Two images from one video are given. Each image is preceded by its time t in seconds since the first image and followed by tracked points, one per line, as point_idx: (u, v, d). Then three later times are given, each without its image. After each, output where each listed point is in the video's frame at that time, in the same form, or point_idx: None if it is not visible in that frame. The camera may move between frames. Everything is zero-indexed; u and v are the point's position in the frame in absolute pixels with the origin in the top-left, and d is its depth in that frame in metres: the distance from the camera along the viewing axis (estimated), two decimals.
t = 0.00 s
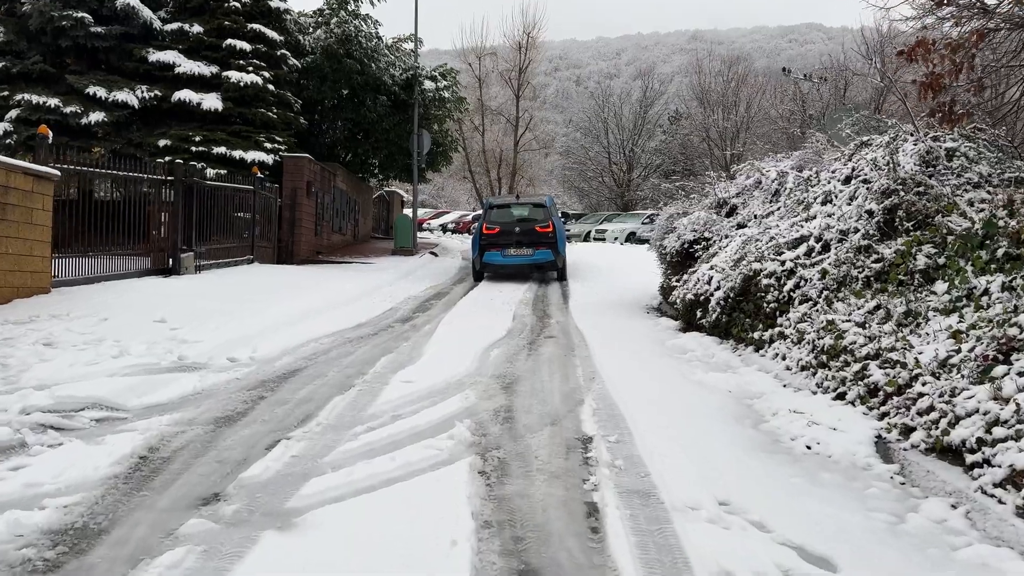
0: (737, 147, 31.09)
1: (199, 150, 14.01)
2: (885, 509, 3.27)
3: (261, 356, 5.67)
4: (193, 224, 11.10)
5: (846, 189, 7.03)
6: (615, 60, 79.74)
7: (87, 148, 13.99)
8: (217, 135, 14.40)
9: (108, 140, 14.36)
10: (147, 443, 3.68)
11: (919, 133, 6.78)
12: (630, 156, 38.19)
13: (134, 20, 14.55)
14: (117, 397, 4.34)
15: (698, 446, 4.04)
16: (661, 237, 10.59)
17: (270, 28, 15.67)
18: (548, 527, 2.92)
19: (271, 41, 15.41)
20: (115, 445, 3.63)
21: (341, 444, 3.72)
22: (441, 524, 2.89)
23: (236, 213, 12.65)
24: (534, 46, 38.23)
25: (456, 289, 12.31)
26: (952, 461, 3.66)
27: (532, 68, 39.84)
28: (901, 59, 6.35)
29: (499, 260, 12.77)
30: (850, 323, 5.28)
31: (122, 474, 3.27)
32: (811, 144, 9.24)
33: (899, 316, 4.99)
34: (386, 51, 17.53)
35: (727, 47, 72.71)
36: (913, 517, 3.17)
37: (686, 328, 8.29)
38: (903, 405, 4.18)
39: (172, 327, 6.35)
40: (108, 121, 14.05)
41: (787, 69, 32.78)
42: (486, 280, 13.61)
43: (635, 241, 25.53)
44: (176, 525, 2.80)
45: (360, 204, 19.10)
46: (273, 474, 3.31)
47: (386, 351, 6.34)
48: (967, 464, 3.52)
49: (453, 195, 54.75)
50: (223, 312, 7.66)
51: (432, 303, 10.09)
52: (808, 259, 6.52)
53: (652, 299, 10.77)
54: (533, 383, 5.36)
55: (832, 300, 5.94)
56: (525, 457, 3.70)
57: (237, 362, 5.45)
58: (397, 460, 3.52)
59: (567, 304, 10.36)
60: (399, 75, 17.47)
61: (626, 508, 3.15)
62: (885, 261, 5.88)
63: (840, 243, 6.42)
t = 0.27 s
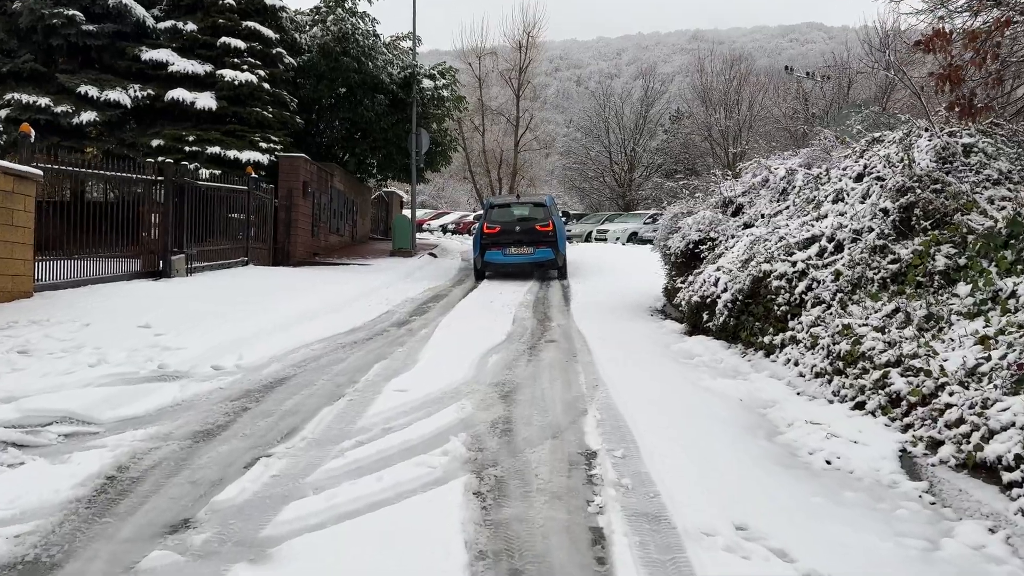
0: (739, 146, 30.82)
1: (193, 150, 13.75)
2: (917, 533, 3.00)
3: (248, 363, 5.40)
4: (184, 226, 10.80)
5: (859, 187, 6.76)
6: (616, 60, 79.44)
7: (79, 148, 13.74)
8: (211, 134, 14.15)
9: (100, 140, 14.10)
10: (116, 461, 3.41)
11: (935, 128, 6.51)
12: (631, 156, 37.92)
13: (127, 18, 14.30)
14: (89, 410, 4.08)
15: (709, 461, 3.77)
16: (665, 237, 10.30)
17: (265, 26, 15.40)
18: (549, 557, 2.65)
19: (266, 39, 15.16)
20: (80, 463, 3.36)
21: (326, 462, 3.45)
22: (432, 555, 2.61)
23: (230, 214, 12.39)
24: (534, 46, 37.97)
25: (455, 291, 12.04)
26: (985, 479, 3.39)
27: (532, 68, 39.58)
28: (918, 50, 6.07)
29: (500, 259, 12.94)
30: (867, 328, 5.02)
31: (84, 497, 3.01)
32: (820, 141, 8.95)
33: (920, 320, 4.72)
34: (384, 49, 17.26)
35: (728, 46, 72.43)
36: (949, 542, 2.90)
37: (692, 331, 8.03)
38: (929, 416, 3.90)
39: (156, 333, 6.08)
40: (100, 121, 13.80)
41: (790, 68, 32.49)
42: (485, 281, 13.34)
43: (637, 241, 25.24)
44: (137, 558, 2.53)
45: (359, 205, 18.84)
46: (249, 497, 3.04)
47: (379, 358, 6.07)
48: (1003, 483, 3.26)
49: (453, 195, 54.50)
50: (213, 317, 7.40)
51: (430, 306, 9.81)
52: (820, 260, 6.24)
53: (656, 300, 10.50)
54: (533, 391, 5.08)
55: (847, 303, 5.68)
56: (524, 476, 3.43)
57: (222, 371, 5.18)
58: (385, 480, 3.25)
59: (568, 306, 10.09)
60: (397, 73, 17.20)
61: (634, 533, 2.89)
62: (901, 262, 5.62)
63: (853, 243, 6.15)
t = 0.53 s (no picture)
0: (742, 146, 30.54)
1: (185, 150, 13.48)
2: (954, 568, 2.71)
3: (231, 374, 5.13)
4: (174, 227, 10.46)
5: (871, 187, 6.47)
6: (616, 60, 79.15)
7: (70, 148, 13.47)
8: (205, 134, 13.87)
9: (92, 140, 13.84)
10: (76, 487, 3.13)
11: (953, 125, 6.23)
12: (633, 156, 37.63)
13: (119, 16, 14.03)
14: (55, 428, 3.81)
15: (720, 482, 3.52)
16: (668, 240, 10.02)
17: (260, 24, 15.12)
18: None
19: (261, 37, 14.89)
20: (37, 489, 3.09)
21: (305, 488, 3.17)
22: None
23: (223, 216, 12.14)
24: (535, 45, 37.71)
25: (453, 294, 11.75)
26: None
27: (533, 67, 39.31)
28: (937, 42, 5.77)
29: (500, 259, 13.03)
30: (885, 336, 4.73)
31: (36, 530, 2.73)
32: (828, 139, 8.72)
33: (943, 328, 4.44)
34: (382, 48, 16.97)
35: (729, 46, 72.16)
36: None
37: (697, 336, 7.74)
38: (958, 433, 3.62)
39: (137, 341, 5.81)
40: (91, 120, 13.53)
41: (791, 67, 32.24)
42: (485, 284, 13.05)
43: (638, 242, 24.96)
44: None
45: (356, 206, 18.56)
46: (218, 529, 2.76)
47: (371, 366, 5.78)
48: None
49: (453, 196, 54.22)
50: (199, 323, 7.13)
51: (427, 310, 9.52)
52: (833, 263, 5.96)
53: (659, 304, 10.22)
54: (532, 403, 4.80)
55: (862, 309, 5.39)
56: (521, 502, 3.14)
57: (202, 383, 4.90)
58: (369, 508, 2.97)
59: (569, 310, 9.80)
60: (395, 72, 16.90)
61: (642, 570, 2.60)
62: (920, 266, 5.33)
63: (868, 246, 5.87)
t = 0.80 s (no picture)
0: (743, 147, 30.27)
1: (177, 150, 13.20)
2: None
3: (210, 385, 4.84)
4: (163, 227, 10.13)
5: (884, 187, 6.19)
6: (616, 61, 78.90)
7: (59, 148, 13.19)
8: (197, 133, 13.59)
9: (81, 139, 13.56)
10: (27, 514, 2.85)
11: (969, 121, 5.95)
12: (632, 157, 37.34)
13: (109, 13, 13.75)
14: (14, 445, 3.53)
15: (730, 498, 3.31)
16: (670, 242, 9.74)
17: (254, 22, 14.83)
18: None
19: (254, 35, 14.60)
20: None
21: (278, 515, 2.88)
22: None
23: (214, 217, 11.86)
24: (534, 46, 37.42)
25: (450, 297, 11.47)
26: None
27: (532, 68, 39.02)
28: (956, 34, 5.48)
29: (500, 258, 13.42)
30: (904, 344, 4.45)
31: None
32: (835, 138, 8.46)
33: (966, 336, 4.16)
34: (378, 46, 16.67)
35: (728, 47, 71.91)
36: None
37: (701, 342, 7.46)
38: (990, 451, 3.34)
39: (114, 348, 5.54)
40: (81, 119, 13.24)
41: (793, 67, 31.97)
42: (482, 287, 12.78)
43: (638, 243, 24.67)
44: None
45: (352, 207, 18.29)
46: (177, 564, 2.48)
47: (360, 375, 5.50)
48: None
49: (451, 197, 53.91)
50: (184, 329, 6.87)
51: (422, 314, 9.24)
52: (845, 266, 5.68)
53: (661, 308, 9.94)
54: (529, 416, 4.52)
55: (878, 315, 5.11)
56: (515, 530, 2.86)
57: (179, 394, 4.63)
58: (347, 540, 2.69)
59: (568, 313, 9.52)
60: (392, 71, 16.55)
61: None
62: (939, 269, 5.05)
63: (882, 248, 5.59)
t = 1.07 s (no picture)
0: (743, 149, 29.99)
1: (166, 150, 12.89)
2: None
3: (183, 401, 4.54)
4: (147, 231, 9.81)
5: (897, 190, 5.90)
6: (615, 63, 78.61)
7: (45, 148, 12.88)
8: (187, 134, 13.28)
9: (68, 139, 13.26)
10: None
11: (988, 121, 5.66)
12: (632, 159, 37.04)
13: (98, 10, 13.44)
14: None
15: (738, 524, 3.10)
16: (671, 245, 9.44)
17: (246, 20, 14.52)
18: None
19: (247, 33, 14.30)
20: None
21: (243, 555, 2.59)
22: None
23: (203, 220, 11.57)
24: (532, 47, 37.13)
25: (445, 302, 11.17)
26: None
27: (530, 69, 38.72)
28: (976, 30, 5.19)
29: (498, 259, 13.65)
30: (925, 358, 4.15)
31: None
32: (843, 138, 8.18)
33: (995, 352, 3.86)
34: (374, 45, 16.37)
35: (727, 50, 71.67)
36: None
37: (704, 351, 7.16)
38: None
39: (86, 358, 5.25)
40: (68, 119, 12.93)
41: (794, 69, 31.68)
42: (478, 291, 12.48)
43: (638, 246, 24.36)
44: None
45: (347, 208, 17.98)
46: None
47: (345, 387, 5.18)
48: None
49: (449, 199, 53.59)
50: (165, 336, 6.59)
51: (415, 320, 8.94)
52: (858, 273, 5.40)
53: (662, 313, 9.64)
54: (524, 434, 4.22)
55: (893, 326, 4.81)
56: (506, 574, 2.56)
57: (150, 410, 4.33)
58: None
59: (567, 319, 9.23)
60: (387, 70, 16.29)
61: None
62: (960, 278, 4.76)
63: (897, 255, 5.29)
